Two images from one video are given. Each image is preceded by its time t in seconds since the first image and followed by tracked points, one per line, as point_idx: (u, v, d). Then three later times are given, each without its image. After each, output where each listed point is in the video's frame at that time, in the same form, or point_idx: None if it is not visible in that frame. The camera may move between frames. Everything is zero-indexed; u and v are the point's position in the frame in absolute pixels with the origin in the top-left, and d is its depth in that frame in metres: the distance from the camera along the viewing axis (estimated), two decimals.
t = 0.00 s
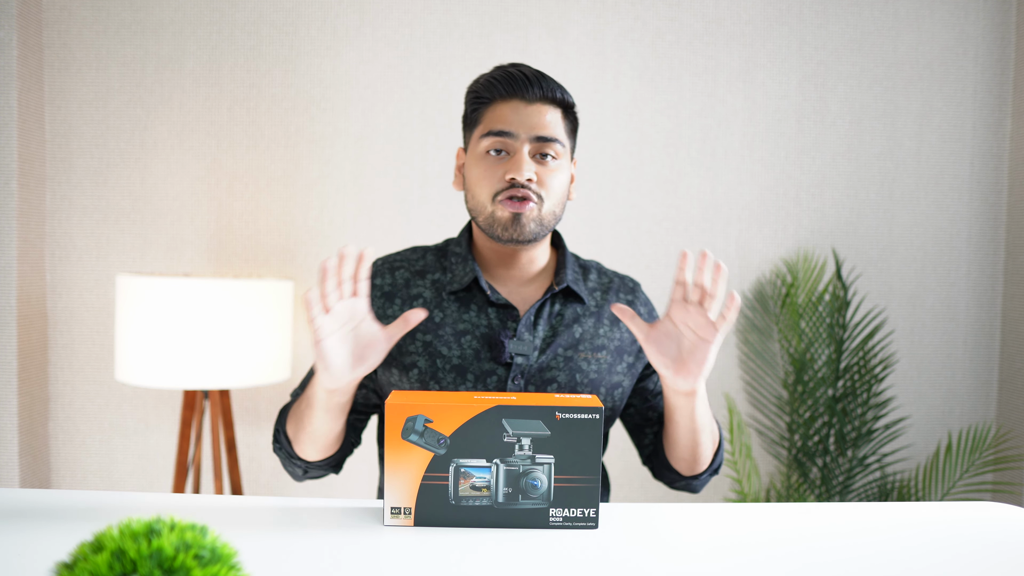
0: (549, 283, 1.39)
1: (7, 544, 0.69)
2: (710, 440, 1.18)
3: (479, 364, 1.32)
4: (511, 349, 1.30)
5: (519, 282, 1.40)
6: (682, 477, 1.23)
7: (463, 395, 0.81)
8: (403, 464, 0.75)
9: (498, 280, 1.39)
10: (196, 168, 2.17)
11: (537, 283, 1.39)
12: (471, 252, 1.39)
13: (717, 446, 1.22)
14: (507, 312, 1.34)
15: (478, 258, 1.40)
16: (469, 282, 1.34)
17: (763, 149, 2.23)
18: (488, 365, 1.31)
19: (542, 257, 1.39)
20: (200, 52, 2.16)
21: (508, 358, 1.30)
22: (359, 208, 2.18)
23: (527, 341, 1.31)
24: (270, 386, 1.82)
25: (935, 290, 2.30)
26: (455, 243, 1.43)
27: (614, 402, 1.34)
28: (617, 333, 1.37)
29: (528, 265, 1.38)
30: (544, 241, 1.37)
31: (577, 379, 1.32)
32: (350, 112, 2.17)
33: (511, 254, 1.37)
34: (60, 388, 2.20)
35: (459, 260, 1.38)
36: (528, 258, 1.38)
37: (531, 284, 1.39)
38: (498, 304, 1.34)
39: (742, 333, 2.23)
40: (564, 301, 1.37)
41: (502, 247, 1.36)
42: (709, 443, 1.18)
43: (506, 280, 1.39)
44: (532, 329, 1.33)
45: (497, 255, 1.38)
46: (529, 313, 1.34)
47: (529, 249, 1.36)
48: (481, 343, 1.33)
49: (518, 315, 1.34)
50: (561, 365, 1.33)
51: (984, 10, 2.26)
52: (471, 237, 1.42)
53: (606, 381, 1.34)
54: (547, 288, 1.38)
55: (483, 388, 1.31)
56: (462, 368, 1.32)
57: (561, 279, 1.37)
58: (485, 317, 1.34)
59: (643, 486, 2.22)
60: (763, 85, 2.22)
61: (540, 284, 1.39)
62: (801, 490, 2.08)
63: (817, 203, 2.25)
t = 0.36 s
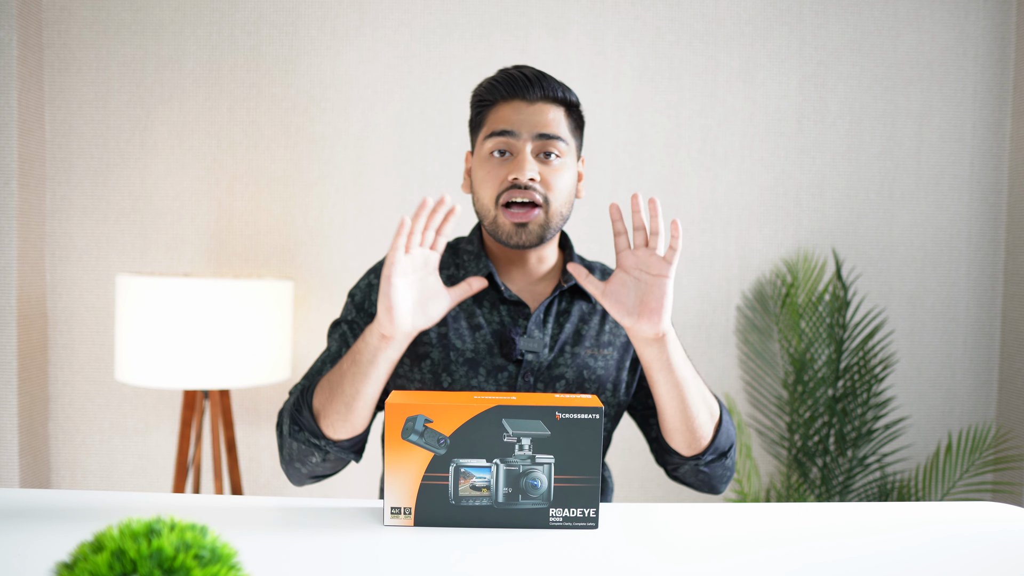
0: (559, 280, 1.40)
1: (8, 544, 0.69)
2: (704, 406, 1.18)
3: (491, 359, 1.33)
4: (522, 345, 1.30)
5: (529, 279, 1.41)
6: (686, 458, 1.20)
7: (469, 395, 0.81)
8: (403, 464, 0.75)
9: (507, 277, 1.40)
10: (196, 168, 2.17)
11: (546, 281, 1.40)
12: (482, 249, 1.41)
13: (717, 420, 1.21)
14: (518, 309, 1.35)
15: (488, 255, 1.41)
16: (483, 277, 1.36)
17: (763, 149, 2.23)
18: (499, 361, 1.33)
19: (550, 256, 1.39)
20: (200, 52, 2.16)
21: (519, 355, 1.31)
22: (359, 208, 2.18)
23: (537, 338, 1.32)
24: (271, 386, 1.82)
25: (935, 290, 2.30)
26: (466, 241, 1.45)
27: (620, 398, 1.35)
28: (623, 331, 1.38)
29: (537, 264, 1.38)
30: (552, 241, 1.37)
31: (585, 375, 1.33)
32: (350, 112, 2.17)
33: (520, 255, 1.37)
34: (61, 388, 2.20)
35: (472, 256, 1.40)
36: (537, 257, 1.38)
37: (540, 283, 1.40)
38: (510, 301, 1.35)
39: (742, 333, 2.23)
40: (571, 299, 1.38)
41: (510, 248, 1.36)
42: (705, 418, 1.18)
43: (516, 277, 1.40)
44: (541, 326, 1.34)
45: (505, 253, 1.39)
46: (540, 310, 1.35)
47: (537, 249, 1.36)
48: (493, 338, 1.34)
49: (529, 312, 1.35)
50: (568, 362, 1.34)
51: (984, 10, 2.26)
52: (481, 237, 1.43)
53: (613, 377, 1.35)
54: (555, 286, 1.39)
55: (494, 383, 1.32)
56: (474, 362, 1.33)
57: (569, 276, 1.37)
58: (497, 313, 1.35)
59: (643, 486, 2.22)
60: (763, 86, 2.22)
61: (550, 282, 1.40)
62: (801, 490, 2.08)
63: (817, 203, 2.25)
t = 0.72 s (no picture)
0: (546, 284, 1.33)
1: (8, 544, 0.69)
2: (654, 465, 1.18)
3: (473, 367, 1.26)
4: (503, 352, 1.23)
5: (515, 282, 1.34)
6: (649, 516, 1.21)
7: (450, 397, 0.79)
8: (403, 463, 0.75)
9: (493, 280, 1.33)
10: (197, 168, 2.17)
11: (533, 283, 1.32)
12: (469, 254, 1.33)
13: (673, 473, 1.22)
14: (503, 314, 1.28)
15: (476, 261, 1.34)
16: (466, 283, 1.28)
17: (763, 149, 2.23)
18: (481, 368, 1.26)
19: (539, 256, 1.32)
20: (200, 52, 2.16)
21: (501, 361, 1.24)
22: (359, 208, 2.18)
23: (521, 343, 1.25)
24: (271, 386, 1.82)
25: (935, 290, 2.30)
26: (456, 245, 1.37)
27: (609, 407, 1.29)
28: (614, 337, 1.30)
29: (524, 265, 1.31)
30: (540, 240, 1.29)
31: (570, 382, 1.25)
32: (349, 112, 2.17)
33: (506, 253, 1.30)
34: (61, 387, 2.20)
35: (458, 261, 1.32)
36: (525, 257, 1.30)
37: (527, 284, 1.33)
38: (494, 306, 1.28)
39: (742, 333, 2.24)
40: (560, 303, 1.30)
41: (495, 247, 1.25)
42: (658, 475, 1.19)
43: (501, 280, 1.32)
44: (526, 331, 1.27)
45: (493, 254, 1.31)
46: (523, 314, 1.28)
47: (524, 249, 1.28)
48: (475, 345, 1.27)
49: (514, 316, 1.28)
50: (555, 369, 1.26)
51: (984, 10, 2.26)
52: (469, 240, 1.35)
53: (602, 386, 1.27)
54: (541, 290, 1.31)
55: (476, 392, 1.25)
56: (455, 370, 1.26)
57: (559, 279, 1.29)
58: (481, 320, 1.28)
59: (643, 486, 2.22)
60: (763, 86, 2.22)
61: (536, 284, 1.32)
62: (801, 490, 2.08)
63: (817, 203, 2.25)
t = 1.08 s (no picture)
0: (540, 286, 1.32)
1: (8, 543, 0.69)
2: (653, 471, 1.19)
3: (467, 375, 1.25)
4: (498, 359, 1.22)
5: (508, 285, 1.33)
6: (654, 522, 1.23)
7: (439, 398, 0.78)
8: (402, 465, 0.76)
9: (486, 284, 1.32)
10: (196, 168, 2.17)
11: (527, 287, 1.32)
12: (460, 257, 1.32)
13: (672, 477, 1.22)
14: (497, 320, 1.27)
15: (466, 263, 1.33)
16: (457, 290, 1.27)
17: (763, 149, 2.23)
18: (476, 376, 1.25)
19: (533, 256, 1.30)
20: (200, 52, 2.16)
21: (495, 369, 1.23)
22: (359, 208, 2.18)
23: (515, 350, 1.24)
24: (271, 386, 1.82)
25: (935, 289, 2.30)
26: (446, 247, 1.35)
27: (610, 411, 1.28)
28: (610, 339, 1.29)
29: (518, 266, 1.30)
30: (534, 241, 1.28)
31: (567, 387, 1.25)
32: (349, 112, 2.17)
33: (499, 256, 1.28)
34: (60, 387, 2.20)
35: (448, 265, 1.30)
36: (519, 259, 1.29)
37: (521, 289, 1.32)
38: (487, 313, 1.27)
39: (742, 333, 2.24)
40: (554, 306, 1.29)
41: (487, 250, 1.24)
42: (659, 481, 1.20)
43: (495, 284, 1.32)
44: (519, 337, 1.26)
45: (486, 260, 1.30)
46: (518, 319, 1.27)
47: (518, 251, 1.27)
48: (468, 353, 1.26)
49: (507, 322, 1.27)
50: (550, 374, 1.26)
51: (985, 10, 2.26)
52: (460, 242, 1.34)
53: (600, 390, 1.27)
54: (536, 293, 1.30)
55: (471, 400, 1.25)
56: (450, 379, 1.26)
57: (552, 283, 1.29)
58: (474, 326, 1.27)
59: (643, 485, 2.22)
60: (763, 86, 2.22)
61: (531, 287, 1.31)
62: (801, 490, 2.08)
63: (817, 203, 2.25)
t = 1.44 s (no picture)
0: (542, 289, 1.32)
1: (7, 543, 0.69)
2: (656, 480, 1.19)
3: (467, 382, 1.25)
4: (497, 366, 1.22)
5: (510, 289, 1.32)
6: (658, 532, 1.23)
7: (439, 398, 0.79)
8: (402, 465, 0.76)
9: (487, 289, 1.32)
10: (196, 168, 2.17)
11: (529, 291, 1.32)
12: (459, 259, 1.32)
13: (674, 485, 1.22)
14: (497, 325, 1.27)
15: (467, 268, 1.33)
16: (456, 294, 1.27)
17: (763, 149, 2.23)
18: (475, 383, 1.25)
19: (534, 260, 1.30)
20: (200, 52, 2.16)
21: (495, 376, 1.22)
22: (360, 208, 2.19)
23: (516, 356, 1.24)
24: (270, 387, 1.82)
25: (935, 289, 2.30)
26: (444, 248, 1.35)
27: (613, 418, 1.28)
28: (613, 345, 1.29)
29: (519, 269, 1.30)
30: (534, 245, 1.28)
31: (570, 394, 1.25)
32: (349, 112, 2.17)
33: (500, 261, 1.28)
34: (61, 387, 2.20)
35: (447, 267, 1.30)
36: (520, 263, 1.29)
37: (522, 292, 1.32)
38: (486, 317, 1.27)
39: (742, 333, 2.24)
40: (556, 311, 1.29)
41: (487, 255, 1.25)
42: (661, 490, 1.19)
43: (496, 288, 1.32)
44: (521, 344, 1.26)
45: (486, 265, 1.31)
46: (520, 323, 1.27)
47: (519, 255, 1.26)
48: (467, 359, 1.26)
49: (508, 327, 1.27)
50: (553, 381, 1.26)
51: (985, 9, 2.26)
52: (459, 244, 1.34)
53: (604, 397, 1.27)
54: (539, 296, 1.30)
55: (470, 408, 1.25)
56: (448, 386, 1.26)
57: (554, 287, 1.29)
58: (473, 331, 1.27)
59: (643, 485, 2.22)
60: (763, 85, 2.22)
61: (533, 290, 1.32)
62: (801, 490, 2.08)
63: (817, 203, 2.25)
